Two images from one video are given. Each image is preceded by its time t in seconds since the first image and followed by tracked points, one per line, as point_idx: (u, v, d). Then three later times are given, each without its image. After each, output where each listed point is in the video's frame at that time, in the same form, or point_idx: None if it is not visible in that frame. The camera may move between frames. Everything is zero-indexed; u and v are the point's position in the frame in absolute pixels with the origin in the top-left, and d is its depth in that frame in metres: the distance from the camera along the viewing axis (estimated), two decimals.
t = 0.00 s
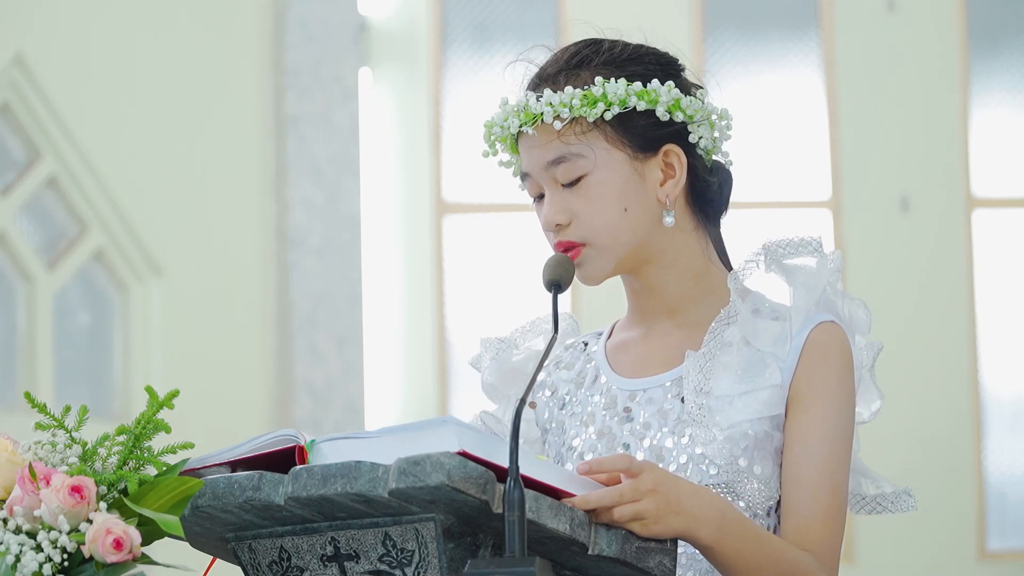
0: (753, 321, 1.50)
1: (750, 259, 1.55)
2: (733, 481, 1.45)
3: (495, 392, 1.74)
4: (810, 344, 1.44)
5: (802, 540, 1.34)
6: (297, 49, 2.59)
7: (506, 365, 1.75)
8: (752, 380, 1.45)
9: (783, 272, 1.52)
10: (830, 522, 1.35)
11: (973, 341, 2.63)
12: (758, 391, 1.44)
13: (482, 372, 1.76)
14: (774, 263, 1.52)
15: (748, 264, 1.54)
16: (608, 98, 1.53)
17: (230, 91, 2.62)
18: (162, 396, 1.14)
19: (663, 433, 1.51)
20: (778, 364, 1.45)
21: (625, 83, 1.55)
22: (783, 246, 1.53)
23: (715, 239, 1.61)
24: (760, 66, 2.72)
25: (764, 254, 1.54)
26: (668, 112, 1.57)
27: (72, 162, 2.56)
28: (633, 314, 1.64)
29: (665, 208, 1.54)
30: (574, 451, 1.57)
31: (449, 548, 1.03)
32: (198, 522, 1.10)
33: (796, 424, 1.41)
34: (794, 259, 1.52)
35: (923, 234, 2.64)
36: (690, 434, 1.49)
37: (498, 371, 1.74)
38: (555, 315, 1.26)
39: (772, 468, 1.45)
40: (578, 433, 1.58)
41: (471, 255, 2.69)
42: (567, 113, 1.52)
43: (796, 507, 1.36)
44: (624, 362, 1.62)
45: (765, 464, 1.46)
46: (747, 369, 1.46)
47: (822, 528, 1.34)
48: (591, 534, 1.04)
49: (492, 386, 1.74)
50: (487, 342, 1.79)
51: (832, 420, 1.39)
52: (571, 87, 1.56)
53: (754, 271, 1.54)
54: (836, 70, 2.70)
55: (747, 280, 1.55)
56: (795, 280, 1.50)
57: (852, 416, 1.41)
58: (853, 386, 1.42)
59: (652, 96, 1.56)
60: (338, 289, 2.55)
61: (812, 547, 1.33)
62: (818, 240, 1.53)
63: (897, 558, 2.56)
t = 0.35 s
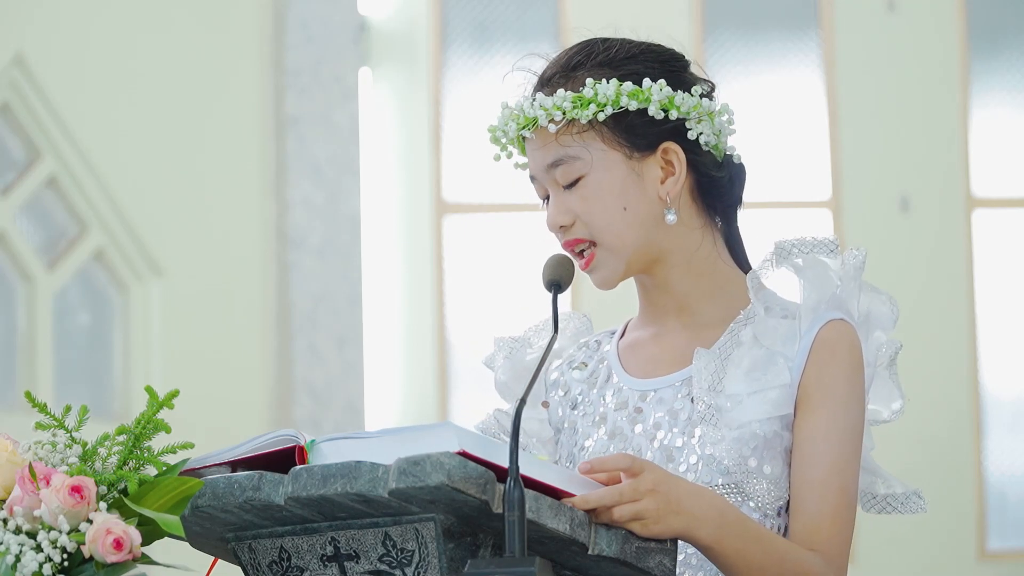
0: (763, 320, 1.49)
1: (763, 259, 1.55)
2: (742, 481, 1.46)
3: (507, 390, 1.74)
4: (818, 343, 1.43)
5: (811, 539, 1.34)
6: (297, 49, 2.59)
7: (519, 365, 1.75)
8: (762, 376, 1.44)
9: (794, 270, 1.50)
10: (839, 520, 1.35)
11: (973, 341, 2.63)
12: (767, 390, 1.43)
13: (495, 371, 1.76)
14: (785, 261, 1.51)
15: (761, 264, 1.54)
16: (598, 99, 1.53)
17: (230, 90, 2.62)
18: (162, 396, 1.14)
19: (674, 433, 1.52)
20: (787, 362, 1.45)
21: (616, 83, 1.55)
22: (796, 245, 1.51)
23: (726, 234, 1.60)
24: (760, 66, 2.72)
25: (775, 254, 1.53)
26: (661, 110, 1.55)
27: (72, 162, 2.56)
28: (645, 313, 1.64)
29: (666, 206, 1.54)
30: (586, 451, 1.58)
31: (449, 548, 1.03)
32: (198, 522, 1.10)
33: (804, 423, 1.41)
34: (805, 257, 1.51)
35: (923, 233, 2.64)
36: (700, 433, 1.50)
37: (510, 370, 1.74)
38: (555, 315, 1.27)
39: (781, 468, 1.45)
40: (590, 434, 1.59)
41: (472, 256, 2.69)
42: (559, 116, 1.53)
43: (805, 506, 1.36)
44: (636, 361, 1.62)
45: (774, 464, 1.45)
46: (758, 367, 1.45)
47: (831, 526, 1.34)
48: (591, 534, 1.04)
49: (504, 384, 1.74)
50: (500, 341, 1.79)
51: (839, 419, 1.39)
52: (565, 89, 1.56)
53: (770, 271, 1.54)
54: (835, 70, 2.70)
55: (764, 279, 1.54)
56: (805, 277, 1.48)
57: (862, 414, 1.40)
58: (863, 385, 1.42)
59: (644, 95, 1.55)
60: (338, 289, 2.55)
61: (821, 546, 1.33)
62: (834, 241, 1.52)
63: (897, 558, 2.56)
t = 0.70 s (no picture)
0: (762, 322, 1.49)
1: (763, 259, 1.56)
2: (739, 483, 1.47)
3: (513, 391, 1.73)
4: (817, 345, 1.44)
5: (812, 540, 1.33)
6: (297, 49, 2.59)
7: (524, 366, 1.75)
8: (760, 378, 1.45)
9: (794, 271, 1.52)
10: (839, 522, 1.34)
11: (973, 341, 2.63)
12: (767, 391, 1.43)
13: (501, 373, 1.76)
14: (786, 263, 1.53)
15: (763, 263, 1.55)
16: (600, 98, 1.53)
17: (230, 90, 2.62)
18: (162, 396, 1.14)
19: (674, 435, 1.52)
20: (786, 365, 1.45)
21: (619, 83, 1.55)
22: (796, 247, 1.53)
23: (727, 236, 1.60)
24: (760, 66, 2.72)
25: (776, 255, 1.55)
26: (663, 110, 1.55)
27: (72, 162, 2.56)
28: (646, 315, 1.64)
29: (666, 206, 1.54)
30: (588, 453, 1.59)
31: (449, 548, 1.03)
32: (198, 522, 1.10)
33: (803, 424, 1.41)
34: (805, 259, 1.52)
35: (923, 233, 2.64)
36: (699, 435, 1.51)
37: (516, 371, 1.74)
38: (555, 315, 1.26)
39: (780, 470, 1.44)
40: (592, 436, 1.60)
41: (472, 256, 2.69)
42: (561, 115, 1.52)
43: (805, 507, 1.35)
44: (638, 364, 1.62)
45: (773, 466, 1.44)
46: (757, 366, 1.45)
47: (831, 527, 1.34)
48: (591, 534, 1.04)
49: (509, 385, 1.73)
50: (506, 345, 1.79)
51: (838, 419, 1.39)
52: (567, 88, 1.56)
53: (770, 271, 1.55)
54: (835, 70, 2.70)
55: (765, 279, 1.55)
56: (805, 278, 1.50)
57: (861, 415, 1.40)
58: (863, 386, 1.42)
59: (646, 95, 1.55)
60: (338, 289, 2.55)
61: (823, 548, 1.33)
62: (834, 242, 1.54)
63: (896, 557, 2.56)
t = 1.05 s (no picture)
0: (735, 319, 1.49)
1: (732, 255, 1.54)
2: (715, 478, 1.45)
3: (484, 386, 1.76)
4: (791, 344, 1.44)
5: (795, 540, 1.33)
6: (297, 49, 2.59)
7: (495, 360, 1.76)
8: (732, 376, 1.44)
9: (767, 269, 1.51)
10: (820, 522, 1.34)
11: (973, 341, 2.63)
12: (739, 389, 1.43)
13: (472, 366, 1.78)
14: (758, 262, 1.52)
15: (731, 259, 1.54)
16: (589, 96, 1.53)
17: (230, 90, 2.62)
18: (162, 396, 1.14)
19: (645, 429, 1.53)
20: (760, 362, 1.45)
21: (607, 81, 1.55)
22: (765, 244, 1.53)
23: (706, 235, 1.62)
24: (760, 66, 2.72)
25: (747, 253, 1.54)
26: (650, 109, 1.56)
27: (72, 162, 2.56)
28: (621, 310, 1.65)
29: (650, 205, 1.55)
30: (558, 446, 1.59)
31: (449, 549, 1.03)
32: (198, 522, 1.10)
33: (781, 424, 1.40)
34: (776, 258, 1.52)
35: (923, 233, 2.64)
36: (671, 430, 1.50)
37: (487, 366, 1.76)
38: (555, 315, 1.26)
39: (754, 466, 1.44)
40: (562, 428, 1.60)
41: (471, 256, 2.69)
42: (549, 112, 1.52)
43: (786, 507, 1.35)
44: (610, 358, 1.63)
45: (745, 462, 1.45)
46: (730, 366, 1.45)
47: (814, 528, 1.34)
48: (591, 534, 1.04)
49: (481, 380, 1.76)
50: (478, 337, 1.81)
51: (816, 419, 1.39)
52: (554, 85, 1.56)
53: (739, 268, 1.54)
54: (835, 70, 2.70)
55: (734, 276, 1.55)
56: (779, 278, 1.49)
57: (836, 415, 1.41)
58: (836, 385, 1.42)
59: (633, 93, 1.55)
60: (338, 289, 2.55)
61: (807, 546, 1.33)
62: (800, 237, 1.54)
63: (896, 557, 2.56)
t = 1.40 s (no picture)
0: (718, 323, 1.49)
1: (714, 258, 1.54)
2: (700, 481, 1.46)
3: (472, 387, 1.76)
4: (776, 347, 1.44)
5: (783, 542, 1.34)
6: (297, 49, 2.59)
7: (482, 362, 1.76)
8: (717, 380, 1.46)
9: (752, 273, 1.53)
10: (806, 524, 1.35)
11: (973, 341, 2.63)
12: (723, 391, 1.45)
13: (459, 368, 1.78)
14: (742, 265, 1.53)
15: (718, 259, 1.54)
16: (572, 98, 1.53)
17: (230, 90, 2.62)
18: (162, 396, 1.14)
19: (630, 432, 1.52)
20: (745, 365, 1.45)
21: (590, 83, 1.55)
22: (749, 247, 1.54)
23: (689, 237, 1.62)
24: (760, 66, 2.72)
25: (730, 255, 1.54)
26: (633, 111, 1.56)
27: (72, 161, 2.56)
28: (606, 312, 1.64)
29: (634, 207, 1.54)
30: (545, 448, 1.59)
31: (449, 549, 1.03)
32: (198, 522, 1.10)
33: (768, 426, 1.41)
34: (761, 260, 1.53)
35: (923, 233, 2.64)
36: (657, 432, 1.50)
37: (474, 368, 1.76)
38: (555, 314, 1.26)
39: (739, 469, 1.46)
40: (549, 430, 1.60)
41: (471, 256, 2.69)
42: (532, 114, 1.52)
43: (773, 508, 1.35)
44: (596, 360, 1.63)
45: (730, 465, 1.46)
46: (714, 368, 1.46)
47: (800, 529, 1.34)
48: (591, 534, 1.04)
49: (469, 382, 1.76)
50: (465, 339, 1.81)
51: (803, 421, 1.39)
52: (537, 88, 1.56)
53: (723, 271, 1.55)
54: (835, 70, 2.70)
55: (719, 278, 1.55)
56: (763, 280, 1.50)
57: (821, 416, 1.40)
58: (823, 388, 1.42)
59: (617, 96, 1.56)
60: (338, 289, 2.55)
61: (794, 548, 1.33)
62: (781, 238, 1.55)
63: (896, 557, 2.56)
